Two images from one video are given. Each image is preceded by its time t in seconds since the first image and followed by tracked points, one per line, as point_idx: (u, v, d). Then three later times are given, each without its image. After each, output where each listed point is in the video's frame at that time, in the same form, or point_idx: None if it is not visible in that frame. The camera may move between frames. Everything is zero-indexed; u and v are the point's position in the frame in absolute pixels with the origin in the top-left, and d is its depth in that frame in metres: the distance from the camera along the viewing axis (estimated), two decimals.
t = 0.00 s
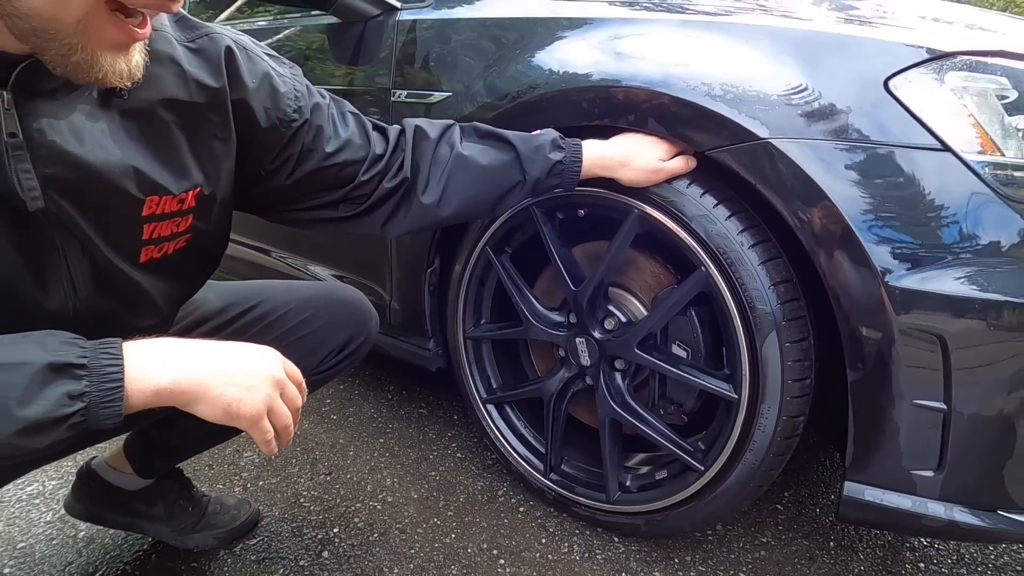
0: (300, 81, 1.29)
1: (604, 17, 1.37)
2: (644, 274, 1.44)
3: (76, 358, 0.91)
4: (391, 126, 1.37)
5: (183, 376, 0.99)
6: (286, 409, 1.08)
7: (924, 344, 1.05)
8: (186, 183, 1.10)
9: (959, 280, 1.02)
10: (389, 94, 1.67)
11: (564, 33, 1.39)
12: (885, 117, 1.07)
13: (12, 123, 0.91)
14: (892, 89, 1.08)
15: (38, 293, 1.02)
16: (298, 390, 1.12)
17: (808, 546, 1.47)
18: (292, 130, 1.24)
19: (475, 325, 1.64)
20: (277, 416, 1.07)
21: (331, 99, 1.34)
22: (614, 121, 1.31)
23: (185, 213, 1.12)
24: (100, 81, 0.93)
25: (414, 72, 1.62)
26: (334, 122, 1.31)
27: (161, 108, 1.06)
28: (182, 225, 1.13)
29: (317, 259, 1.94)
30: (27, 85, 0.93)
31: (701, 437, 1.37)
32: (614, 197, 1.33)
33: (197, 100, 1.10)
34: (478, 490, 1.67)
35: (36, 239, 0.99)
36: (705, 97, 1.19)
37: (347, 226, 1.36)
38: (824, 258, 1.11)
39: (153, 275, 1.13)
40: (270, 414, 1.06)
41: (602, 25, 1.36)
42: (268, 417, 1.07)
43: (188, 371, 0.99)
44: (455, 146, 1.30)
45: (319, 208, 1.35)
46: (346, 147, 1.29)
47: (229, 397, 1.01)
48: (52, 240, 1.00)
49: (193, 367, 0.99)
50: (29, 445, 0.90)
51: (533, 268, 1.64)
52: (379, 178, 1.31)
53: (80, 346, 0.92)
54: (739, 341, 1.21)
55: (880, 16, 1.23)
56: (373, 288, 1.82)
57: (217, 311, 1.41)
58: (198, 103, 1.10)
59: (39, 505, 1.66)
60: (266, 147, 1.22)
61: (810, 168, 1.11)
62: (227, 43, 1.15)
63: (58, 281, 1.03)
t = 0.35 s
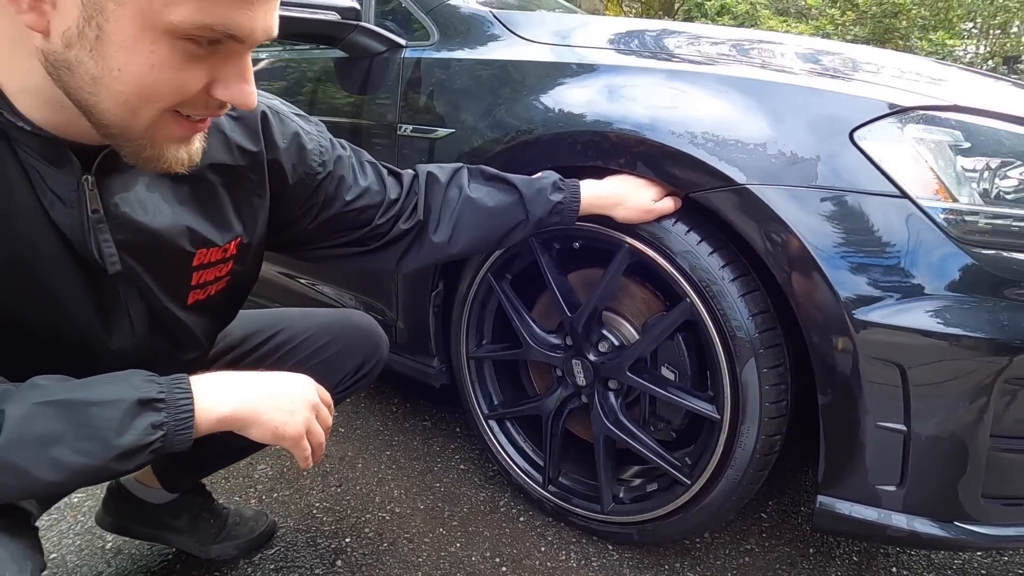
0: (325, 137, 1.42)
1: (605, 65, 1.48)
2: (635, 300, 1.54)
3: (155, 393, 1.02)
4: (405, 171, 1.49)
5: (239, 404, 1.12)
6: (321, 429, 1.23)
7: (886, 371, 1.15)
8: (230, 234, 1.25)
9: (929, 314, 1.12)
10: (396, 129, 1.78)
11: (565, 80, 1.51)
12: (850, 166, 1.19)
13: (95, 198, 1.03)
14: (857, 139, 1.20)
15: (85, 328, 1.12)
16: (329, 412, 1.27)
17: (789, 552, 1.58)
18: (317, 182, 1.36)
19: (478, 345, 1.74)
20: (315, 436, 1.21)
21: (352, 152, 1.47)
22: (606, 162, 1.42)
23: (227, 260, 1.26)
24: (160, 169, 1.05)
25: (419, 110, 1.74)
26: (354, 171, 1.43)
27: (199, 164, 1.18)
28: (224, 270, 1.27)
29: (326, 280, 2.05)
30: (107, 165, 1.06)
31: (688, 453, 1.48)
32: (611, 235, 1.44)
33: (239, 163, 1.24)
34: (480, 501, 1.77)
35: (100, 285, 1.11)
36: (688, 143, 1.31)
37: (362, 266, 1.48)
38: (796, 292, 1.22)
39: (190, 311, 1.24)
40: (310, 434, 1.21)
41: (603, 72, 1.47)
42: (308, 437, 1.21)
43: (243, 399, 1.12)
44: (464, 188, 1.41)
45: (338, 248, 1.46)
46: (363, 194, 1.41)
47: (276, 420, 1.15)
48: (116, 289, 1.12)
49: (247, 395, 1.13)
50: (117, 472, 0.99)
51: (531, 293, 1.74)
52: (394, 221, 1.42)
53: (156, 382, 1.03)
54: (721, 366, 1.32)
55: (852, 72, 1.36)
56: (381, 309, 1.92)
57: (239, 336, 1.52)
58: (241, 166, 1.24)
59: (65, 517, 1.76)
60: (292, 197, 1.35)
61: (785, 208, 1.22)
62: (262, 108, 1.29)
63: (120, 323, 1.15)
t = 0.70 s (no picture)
0: (322, 151, 1.46)
1: (597, 82, 1.52)
2: (625, 309, 1.58)
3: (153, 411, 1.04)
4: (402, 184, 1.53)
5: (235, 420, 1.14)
6: (315, 443, 1.25)
7: (865, 378, 1.20)
8: (238, 250, 1.28)
9: (908, 323, 1.16)
10: (391, 141, 1.82)
11: (559, 95, 1.55)
12: (829, 180, 1.23)
13: (111, 223, 1.08)
14: (837, 154, 1.25)
15: (88, 343, 1.15)
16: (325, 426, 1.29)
17: (776, 553, 1.62)
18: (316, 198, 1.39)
19: (472, 353, 1.78)
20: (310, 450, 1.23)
21: (349, 165, 1.51)
22: (596, 176, 1.47)
23: (237, 277, 1.29)
24: (182, 190, 1.10)
25: (413, 123, 1.78)
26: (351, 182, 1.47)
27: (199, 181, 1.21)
28: (234, 287, 1.30)
29: (322, 290, 2.08)
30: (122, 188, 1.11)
31: (676, 458, 1.52)
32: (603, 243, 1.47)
33: (243, 180, 1.27)
34: (475, 506, 1.80)
35: (109, 303, 1.15)
36: (673, 159, 1.35)
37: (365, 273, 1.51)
38: (778, 302, 1.27)
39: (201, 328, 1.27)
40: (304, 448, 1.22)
41: (595, 89, 1.51)
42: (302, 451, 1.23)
43: (238, 415, 1.14)
44: (461, 197, 1.45)
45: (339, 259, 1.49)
46: (363, 206, 1.45)
47: (270, 435, 1.17)
48: (126, 308, 1.16)
49: (241, 411, 1.15)
50: (115, 487, 1.02)
51: (523, 302, 1.78)
52: (392, 231, 1.46)
53: (155, 401, 1.05)
54: (708, 374, 1.36)
55: (832, 90, 1.41)
56: (376, 318, 1.96)
57: (236, 347, 1.55)
58: (242, 184, 1.28)
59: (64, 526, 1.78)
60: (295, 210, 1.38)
61: (769, 222, 1.26)
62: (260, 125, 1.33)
63: (127, 338, 1.18)
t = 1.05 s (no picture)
0: (282, 178, 1.50)
1: (582, 98, 1.57)
2: (606, 318, 1.62)
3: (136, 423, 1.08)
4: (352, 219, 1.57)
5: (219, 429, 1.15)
6: (299, 451, 1.25)
7: (830, 382, 1.25)
8: (194, 255, 1.32)
9: (873, 330, 1.21)
10: (376, 155, 1.86)
11: (542, 111, 1.59)
12: (796, 193, 1.29)
13: (62, 232, 1.09)
14: (802, 169, 1.31)
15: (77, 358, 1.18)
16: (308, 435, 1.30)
17: (755, 553, 1.67)
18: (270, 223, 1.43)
19: (458, 362, 1.82)
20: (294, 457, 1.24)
21: (310, 195, 1.55)
22: (574, 189, 1.52)
23: (194, 280, 1.33)
24: (127, 189, 1.12)
25: (398, 137, 1.83)
26: (305, 211, 1.50)
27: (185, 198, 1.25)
28: (191, 291, 1.34)
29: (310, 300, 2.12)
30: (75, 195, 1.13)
31: (656, 462, 1.56)
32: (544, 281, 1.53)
33: (198, 188, 1.31)
34: (461, 512, 1.84)
35: (73, 314, 1.16)
36: (648, 173, 1.41)
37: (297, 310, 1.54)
38: (748, 310, 1.32)
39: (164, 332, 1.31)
40: (288, 456, 1.23)
41: (579, 105, 1.56)
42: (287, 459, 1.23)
43: (223, 425, 1.15)
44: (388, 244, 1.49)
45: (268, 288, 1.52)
46: (312, 242, 1.48)
47: (255, 444, 1.18)
48: (89, 317, 1.17)
49: (226, 420, 1.16)
50: (101, 499, 1.05)
51: (507, 311, 1.82)
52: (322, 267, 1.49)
53: (138, 413, 1.09)
54: (684, 380, 1.41)
55: (807, 108, 1.47)
56: (363, 328, 2.00)
57: (225, 360, 1.58)
58: (196, 190, 1.31)
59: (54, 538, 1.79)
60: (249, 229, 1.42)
61: (742, 232, 1.31)
62: (227, 149, 1.37)
63: (94, 346, 1.20)
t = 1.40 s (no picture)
0: (270, 229, 1.50)
1: (570, 110, 1.61)
2: (594, 323, 1.66)
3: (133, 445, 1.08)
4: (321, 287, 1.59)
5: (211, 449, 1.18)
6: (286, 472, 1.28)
7: (811, 384, 1.30)
8: (192, 274, 1.34)
9: (852, 334, 1.26)
10: (368, 165, 1.89)
11: (531, 122, 1.64)
12: (777, 202, 1.34)
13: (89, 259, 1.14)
14: (782, 178, 1.36)
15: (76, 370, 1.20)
16: (296, 459, 1.33)
17: (741, 552, 1.71)
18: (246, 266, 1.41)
19: (449, 368, 1.85)
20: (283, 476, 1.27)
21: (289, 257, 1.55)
22: (563, 199, 1.56)
23: (193, 300, 1.36)
24: (158, 213, 1.17)
25: (389, 147, 1.86)
26: (282, 264, 1.51)
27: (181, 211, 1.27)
28: (193, 311, 1.37)
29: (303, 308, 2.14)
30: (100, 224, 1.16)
31: (645, 464, 1.60)
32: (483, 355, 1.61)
33: (198, 209, 1.35)
34: (455, 516, 1.87)
35: (80, 335, 1.19)
36: (634, 183, 1.45)
37: (240, 360, 1.50)
38: (732, 316, 1.36)
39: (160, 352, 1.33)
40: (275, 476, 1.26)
41: (568, 117, 1.60)
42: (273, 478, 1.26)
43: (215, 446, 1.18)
44: (343, 314, 1.54)
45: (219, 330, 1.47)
46: (275, 292, 1.48)
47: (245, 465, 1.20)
48: (96, 338, 1.20)
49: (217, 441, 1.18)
50: (93, 519, 1.05)
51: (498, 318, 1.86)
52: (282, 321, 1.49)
53: (134, 435, 1.09)
54: (670, 384, 1.45)
55: (787, 119, 1.53)
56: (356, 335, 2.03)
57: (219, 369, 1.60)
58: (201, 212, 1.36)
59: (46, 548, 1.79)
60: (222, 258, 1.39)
61: (725, 239, 1.35)
62: (229, 182, 1.41)
63: (98, 366, 1.23)
